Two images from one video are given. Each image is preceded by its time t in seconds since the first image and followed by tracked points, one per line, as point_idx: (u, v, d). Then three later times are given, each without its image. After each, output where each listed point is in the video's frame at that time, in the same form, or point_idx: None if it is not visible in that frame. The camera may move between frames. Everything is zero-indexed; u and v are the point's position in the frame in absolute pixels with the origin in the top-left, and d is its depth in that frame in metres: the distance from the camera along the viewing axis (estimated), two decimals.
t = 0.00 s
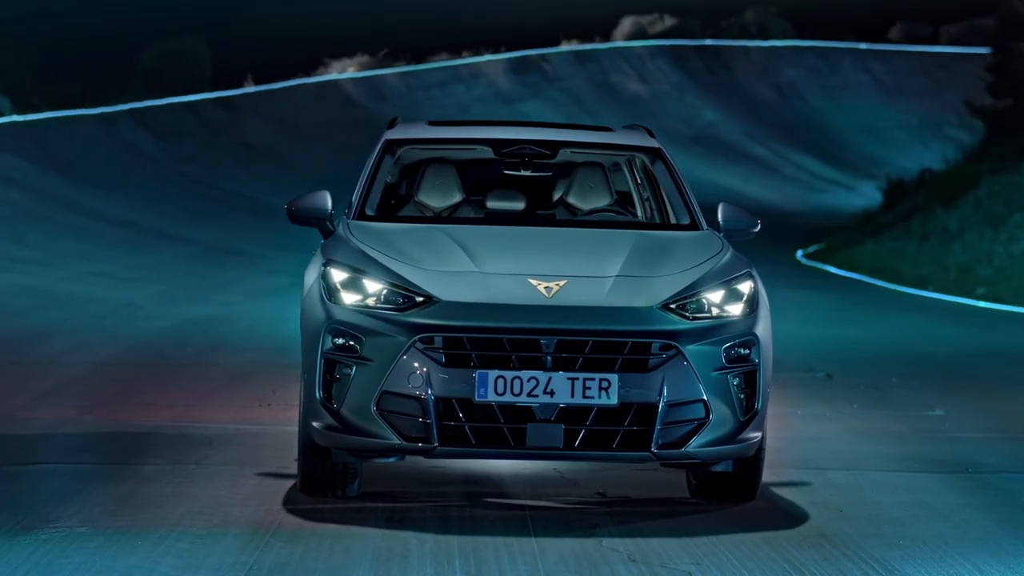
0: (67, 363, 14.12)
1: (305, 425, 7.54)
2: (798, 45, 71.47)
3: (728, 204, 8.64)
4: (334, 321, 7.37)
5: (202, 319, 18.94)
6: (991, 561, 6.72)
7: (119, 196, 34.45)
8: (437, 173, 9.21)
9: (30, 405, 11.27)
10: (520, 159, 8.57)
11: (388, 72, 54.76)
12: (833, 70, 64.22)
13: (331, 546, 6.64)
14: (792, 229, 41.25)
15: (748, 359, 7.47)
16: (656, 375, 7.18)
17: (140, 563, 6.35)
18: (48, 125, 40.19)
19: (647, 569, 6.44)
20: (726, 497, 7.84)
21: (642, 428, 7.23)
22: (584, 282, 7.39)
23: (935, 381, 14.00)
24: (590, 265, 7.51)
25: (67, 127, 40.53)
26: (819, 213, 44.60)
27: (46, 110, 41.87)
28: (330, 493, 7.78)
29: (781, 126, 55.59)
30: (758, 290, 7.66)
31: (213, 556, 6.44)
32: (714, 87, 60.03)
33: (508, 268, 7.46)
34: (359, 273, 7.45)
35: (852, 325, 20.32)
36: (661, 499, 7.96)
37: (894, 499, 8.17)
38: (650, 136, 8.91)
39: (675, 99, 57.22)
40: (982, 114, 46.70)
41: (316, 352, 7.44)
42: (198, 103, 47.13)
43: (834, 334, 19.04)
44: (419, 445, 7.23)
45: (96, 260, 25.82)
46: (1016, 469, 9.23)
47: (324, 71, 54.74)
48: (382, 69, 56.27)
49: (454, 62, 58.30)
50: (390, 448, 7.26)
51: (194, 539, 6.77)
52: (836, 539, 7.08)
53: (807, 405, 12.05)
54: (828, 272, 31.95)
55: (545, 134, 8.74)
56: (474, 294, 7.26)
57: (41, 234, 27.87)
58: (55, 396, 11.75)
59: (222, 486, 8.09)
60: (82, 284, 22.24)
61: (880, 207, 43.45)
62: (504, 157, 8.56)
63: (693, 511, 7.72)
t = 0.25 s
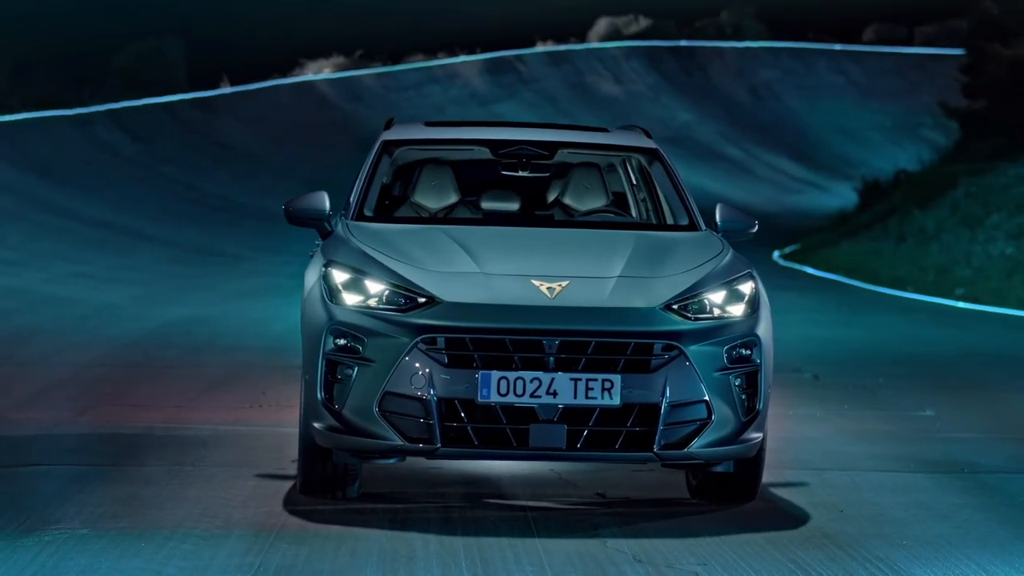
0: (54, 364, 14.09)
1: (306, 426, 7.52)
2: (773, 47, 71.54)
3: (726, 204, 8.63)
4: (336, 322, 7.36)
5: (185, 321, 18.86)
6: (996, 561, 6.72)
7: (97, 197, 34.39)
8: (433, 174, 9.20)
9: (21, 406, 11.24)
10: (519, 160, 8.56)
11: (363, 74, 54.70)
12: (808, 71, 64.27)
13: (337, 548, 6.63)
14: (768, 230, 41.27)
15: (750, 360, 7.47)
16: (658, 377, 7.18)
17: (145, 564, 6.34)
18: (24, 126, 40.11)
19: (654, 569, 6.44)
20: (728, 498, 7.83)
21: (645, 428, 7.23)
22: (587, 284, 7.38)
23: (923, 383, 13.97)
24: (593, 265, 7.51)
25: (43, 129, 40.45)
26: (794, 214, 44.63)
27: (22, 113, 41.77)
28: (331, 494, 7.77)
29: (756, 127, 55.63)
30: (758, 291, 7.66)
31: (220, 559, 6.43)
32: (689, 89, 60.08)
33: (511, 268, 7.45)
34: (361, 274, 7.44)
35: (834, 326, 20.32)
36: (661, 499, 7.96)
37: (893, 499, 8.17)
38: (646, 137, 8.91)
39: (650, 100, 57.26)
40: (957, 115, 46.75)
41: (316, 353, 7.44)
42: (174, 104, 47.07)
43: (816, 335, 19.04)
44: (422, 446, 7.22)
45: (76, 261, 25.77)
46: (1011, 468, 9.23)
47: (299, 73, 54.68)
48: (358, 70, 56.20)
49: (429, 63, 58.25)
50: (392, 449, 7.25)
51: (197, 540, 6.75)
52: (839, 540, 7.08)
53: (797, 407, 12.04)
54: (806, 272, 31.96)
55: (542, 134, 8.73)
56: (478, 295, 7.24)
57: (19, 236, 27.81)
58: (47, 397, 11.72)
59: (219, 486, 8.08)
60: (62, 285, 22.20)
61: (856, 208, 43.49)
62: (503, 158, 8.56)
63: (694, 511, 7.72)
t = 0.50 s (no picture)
0: (42, 365, 14.05)
1: (307, 428, 7.51)
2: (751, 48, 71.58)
3: (723, 205, 8.61)
4: (338, 323, 7.34)
5: (169, 322, 18.78)
6: (1000, 560, 6.73)
7: (77, 198, 34.33)
8: (430, 175, 9.19)
9: (12, 407, 11.21)
10: (517, 160, 8.56)
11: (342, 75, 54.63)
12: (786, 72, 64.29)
13: (342, 549, 6.62)
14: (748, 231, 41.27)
15: (752, 361, 7.47)
16: (660, 378, 7.18)
17: (149, 566, 6.33)
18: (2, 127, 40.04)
19: (660, 570, 6.44)
20: (728, 499, 7.83)
21: (647, 429, 7.23)
22: (589, 284, 7.38)
23: (911, 385, 13.97)
24: (594, 267, 7.50)
25: (23, 130, 40.38)
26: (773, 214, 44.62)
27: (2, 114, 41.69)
28: (331, 495, 7.75)
29: (734, 128, 55.65)
30: (759, 291, 7.66)
31: (226, 560, 6.41)
32: (667, 90, 60.09)
33: (512, 269, 7.44)
34: (362, 275, 7.43)
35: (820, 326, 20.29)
36: (661, 501, 7.96)
37: (892, 500, 8.17)
38: (644, 138, 8.91)
39: (629, 100, 57.25)
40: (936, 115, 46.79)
41: (318, 354, 7.42)
42: (153, 105, 47.00)
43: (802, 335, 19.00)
44: (425, 447, 7.21)
45: (59, 261, 25.71)
46: (1007, 469, 9.24)
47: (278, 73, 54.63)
48: (337, 71, 56.17)
49: (408, 64, 58.21)
50: (395, 450, 7.24)
51: (201, 540, 6.74)
52: (842, 541, 7.08)
53: (789, 408, 12.03)
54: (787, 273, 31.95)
55: (540, 135, 8.72)
56: (480, 295, 7.23)
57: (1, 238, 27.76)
58: (36, 399, 11.68)
59: (217, 488, 8.07)
60: (45, 286, 22.16)
61: (836, 208, 43.50)
62: (501, 158, 8.55)
63: (694, 513, 7.72)
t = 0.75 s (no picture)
0: (28, 366, 14.01)
1: (308, 428, 7.50)
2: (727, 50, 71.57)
3: (722, 205, 8.60)
4: (340, 323, 7.33)
5: (150, 323, 18.72)
6: (1006, 560, 6.73)
7: (55, 199, 34.26)
8: (425, 174, 9.19)
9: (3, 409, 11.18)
10: (514, 161, 8.55)
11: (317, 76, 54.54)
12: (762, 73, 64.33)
13: (347, 550, 6.62)
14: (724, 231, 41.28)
15: (753, 361, 7.47)
16: (662, 378, 7.18)
17: (155, 567, 6.32)
18: None
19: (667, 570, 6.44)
20: (728, 499, 7.83)
21: (651, 429, 7.23)
22: (591, 285, 7.37)
23: (897, 385, 13.98)
24: (596, 267, 7.49)
25: None
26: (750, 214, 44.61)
27: None
28: (332, 495, 7.74)
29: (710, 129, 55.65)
30: (761, 292, 7.66)
31: (232, 563, 6.41)
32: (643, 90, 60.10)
33: (513, 270, 7.44)
34: (364, 275, 7.41)
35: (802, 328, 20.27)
36: (661, 500, 7.96)
37: (892, 501, 8.17)
38: (641, 138, 8.90)
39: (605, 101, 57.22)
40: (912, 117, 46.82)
41: (319, 355, 7.41)
42: (128, 106, 46.94)
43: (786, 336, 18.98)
44: (428, 447, 7.20)
45: (37, 263, 25.66)
46: (1003, 469, 9.26)
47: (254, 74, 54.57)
48: (312, 73, 56.13)
49: (383, 65, 58.15)
50: (398, 450, 7.23)
51: (204, 540, 6.73)
52: (845, 542, 7.09)
53: (780, 408, 12.01)
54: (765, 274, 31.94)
55: (539, 135, 8.72)
56: (482, 296, 7.23)
57: None
58: (26, 400, 11.64)
59: (216, 488, 8.05)
60: (24, 287, 22.10)
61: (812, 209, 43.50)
62: (498, 159, 8.54)
63: (694, 513, 7.71)
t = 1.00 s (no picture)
0: (16, 367, 13.98)
1: (309, 429, 7.49)
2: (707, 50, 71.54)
3: (719, 206, 8.60)
4: (341, 324, 7.32)
5: (132, 324, 18.65)
6: (1008, 561, 6.75)
7: (35, 201, 34.20)
8: (423, 175, 9.18)
9: None
10: (512, 162, 8.55)
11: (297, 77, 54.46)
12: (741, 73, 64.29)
13: (353, 550, 6.62)
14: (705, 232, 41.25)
15: (755, 361, 7.48)
16: (665, 379, 7.18)
17: (161, 569, 6.32)
18: None
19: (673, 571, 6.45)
20: (729, 500, 7.84)
21: (653, 430, 7.23)
22: (594, 286, 7.37)
23: (886, 385, 13.95)
24: (598, 267, 7.49)
25: None
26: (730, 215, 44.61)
27: None
28: (332, 496, 7.73)
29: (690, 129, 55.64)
30: (762, 292, 7.66)
31: (239, 564, 6.40)
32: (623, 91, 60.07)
33: (516, 270, 7.43)
34: (366, 276, 7.41)
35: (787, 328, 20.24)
36: (662, 501, 7.96)
37: (891, 501, 8.17)
38: (639, 139, 8.90)
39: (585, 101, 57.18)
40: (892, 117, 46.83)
41: (321, 357, 7.41)
42: (107, 108, 46.85)
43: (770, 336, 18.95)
44: (431, 448, 7.20)
45: (19, 265, 25.61)
46: (998, 469, 9.29)
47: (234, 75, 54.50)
48: (292, 74, 56.08)
49: (362, 66, 58.09)
50: (400, 451, 7.22)
51: (209, 543, 6.73)
52: (847, 542, 7.09)
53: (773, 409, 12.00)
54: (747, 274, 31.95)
55: (538, 136, 8.71)
56: (485, 296, 7.22)
57: None
58: (19, 401, 11.61)
59: (217, 489, 8.05)
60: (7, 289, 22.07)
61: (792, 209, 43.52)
62: (497, 160, 8.54)
63: (695, 513, 7.72)
